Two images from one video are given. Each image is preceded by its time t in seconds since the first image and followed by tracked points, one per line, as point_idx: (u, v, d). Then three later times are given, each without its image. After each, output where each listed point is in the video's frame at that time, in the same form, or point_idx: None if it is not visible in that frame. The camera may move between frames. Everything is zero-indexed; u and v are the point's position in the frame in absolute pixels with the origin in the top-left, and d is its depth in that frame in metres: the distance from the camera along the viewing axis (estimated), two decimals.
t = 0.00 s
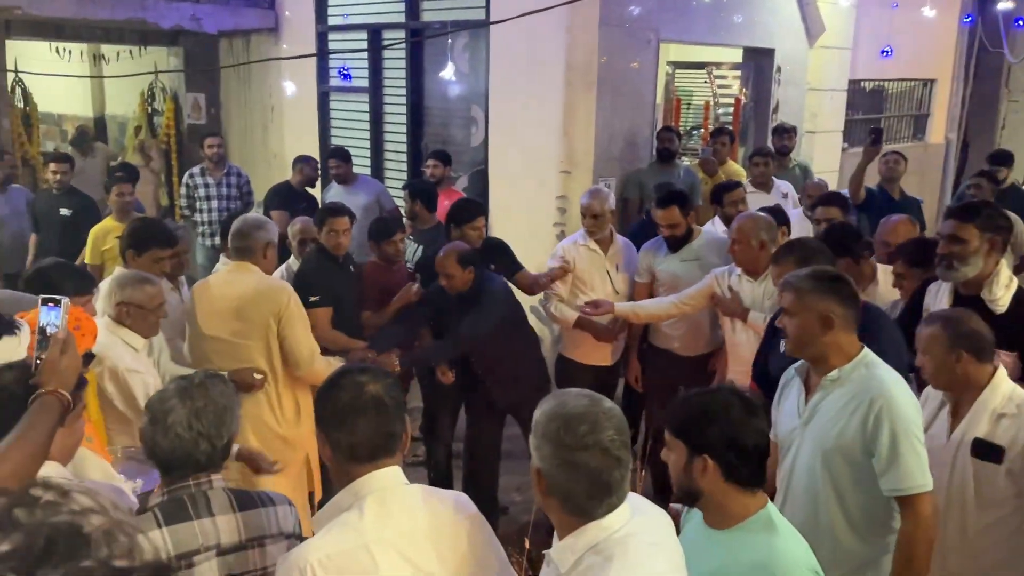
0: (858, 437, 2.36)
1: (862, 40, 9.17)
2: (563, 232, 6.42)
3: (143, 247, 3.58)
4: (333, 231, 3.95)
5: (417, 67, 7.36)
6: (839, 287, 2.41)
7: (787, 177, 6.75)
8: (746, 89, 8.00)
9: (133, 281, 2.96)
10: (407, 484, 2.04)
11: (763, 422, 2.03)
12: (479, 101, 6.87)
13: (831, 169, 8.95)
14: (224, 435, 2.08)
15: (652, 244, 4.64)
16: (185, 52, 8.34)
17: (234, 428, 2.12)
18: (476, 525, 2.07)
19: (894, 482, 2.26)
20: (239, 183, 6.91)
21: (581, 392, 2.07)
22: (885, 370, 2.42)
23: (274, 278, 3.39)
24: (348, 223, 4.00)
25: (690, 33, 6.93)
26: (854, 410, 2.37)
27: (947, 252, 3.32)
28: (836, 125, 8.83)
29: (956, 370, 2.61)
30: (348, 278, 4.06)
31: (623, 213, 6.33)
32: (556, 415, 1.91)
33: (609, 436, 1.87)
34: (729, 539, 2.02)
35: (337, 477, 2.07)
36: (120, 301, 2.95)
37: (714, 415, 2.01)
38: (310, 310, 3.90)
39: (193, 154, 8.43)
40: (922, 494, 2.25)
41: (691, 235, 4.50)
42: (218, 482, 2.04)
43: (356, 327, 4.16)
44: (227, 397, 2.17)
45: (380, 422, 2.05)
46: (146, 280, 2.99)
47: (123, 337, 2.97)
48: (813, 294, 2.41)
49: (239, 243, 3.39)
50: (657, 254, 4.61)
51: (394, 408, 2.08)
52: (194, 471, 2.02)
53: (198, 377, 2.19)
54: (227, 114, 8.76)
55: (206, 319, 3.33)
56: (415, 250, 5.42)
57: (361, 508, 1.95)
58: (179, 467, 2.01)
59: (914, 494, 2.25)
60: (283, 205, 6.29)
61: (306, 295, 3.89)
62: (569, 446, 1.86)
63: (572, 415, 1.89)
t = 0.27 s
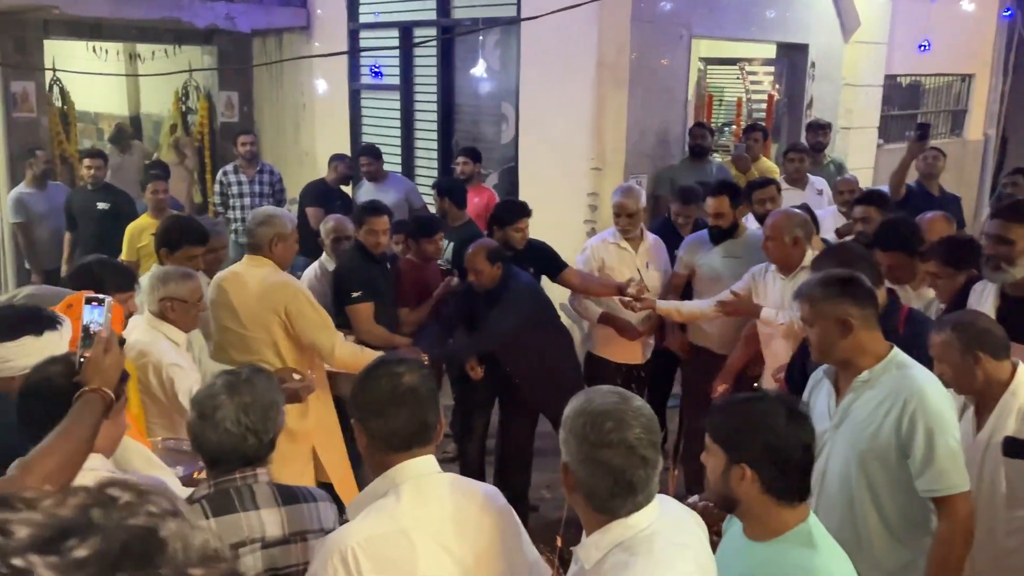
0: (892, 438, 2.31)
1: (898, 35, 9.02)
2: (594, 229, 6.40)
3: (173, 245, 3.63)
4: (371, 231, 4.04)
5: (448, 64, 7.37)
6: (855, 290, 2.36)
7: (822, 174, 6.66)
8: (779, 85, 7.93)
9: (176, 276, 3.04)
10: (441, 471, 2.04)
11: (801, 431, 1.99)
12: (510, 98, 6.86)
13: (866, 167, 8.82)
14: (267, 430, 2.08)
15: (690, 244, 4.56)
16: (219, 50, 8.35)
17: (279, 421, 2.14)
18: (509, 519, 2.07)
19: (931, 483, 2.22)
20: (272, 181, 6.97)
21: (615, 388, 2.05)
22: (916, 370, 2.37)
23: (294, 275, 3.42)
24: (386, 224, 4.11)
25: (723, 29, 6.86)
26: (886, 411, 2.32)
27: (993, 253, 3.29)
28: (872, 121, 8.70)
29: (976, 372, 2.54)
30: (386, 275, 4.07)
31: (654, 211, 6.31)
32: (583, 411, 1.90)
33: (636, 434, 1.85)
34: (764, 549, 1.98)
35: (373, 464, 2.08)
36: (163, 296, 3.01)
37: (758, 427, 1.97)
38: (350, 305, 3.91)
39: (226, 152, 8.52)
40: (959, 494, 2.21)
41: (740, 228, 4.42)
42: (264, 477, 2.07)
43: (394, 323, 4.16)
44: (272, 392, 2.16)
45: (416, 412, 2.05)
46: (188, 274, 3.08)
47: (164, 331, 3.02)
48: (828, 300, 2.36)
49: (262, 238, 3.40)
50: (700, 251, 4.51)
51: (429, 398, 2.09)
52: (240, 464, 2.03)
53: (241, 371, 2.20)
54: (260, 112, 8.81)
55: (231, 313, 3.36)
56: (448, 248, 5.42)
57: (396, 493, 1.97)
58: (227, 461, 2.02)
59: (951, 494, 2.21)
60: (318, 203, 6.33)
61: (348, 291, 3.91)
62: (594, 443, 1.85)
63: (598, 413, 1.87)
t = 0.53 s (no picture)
0: (912, 440, 2.27)
1: (914, 36, 8.96)
2: (608, 229, 6.39)
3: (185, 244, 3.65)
4: (397, 234, 3.97)
5: (462, 63, 7.36)
6: (871, 291, 2.32)
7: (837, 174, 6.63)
8: (794, 87, 7.84)
9: (191, 270, 3.06)
10: (466, 461, 2.07)
11: (823, 431, 1.94)
12: (524, 97, 6.85)
13: (881, 167, 8.78)
14: (291, 429, 2.08)
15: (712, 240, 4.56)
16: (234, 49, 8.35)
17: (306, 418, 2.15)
18: (522, 506, 2.11)
19: (952, 486, 2.18)
20: (286, 179, 6.98)
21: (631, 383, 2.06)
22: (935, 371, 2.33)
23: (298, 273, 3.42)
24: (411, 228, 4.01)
25: (738, 29, 6.83)
26: (906, 412, 2.29)
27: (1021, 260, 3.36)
28: (887, 121, 8.66)
29: (999, 380, 2.45)
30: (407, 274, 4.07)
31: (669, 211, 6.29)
32: (599, 403, 1.90)
33: (650, 426, 1.85)
34: (786, 548, 1.95)
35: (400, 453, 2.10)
36: (181, 290, 3.04)
37: (780, 426, 1.94)
38: (376, 305, 3.92)
39: (240, 151, 8.55)
40: (980, 496, 2.17)
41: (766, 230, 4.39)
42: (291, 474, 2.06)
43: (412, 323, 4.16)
44: (299, 390, 2.17)
45: (442, 404, 2.07)
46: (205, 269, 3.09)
47: (185, 325, 3.03)
48: (845, 301, 2.32)
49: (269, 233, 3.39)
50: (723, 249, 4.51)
51: (455, 390, 2.10)
52: (269, 462, 2.03)
53: (268, 369, 2.21)
54: (273, 111, 8.82)
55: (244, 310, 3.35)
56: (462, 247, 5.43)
57: (423, 479, 1.99)
58: (257, 459, 2.02)
59: (972, 496, 2.17)
60: (332, 201, 6.34)
61: (371, 292, 3.92)
62: (610, 434, 1.85)
63: (613, 406, 1.88)
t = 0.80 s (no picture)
0: (910, 447, 2.28)
1: (913, 42, 8.99)
2: (607, 234, 6.40)
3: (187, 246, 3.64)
4: (402, 238, 3.96)
5: (463, 68, 7.37)
6: (872, 299, 2.33)
7: (835, 180, 6.65)
8: (793, 91, 7.90)
9: (192, 270, 3.08)
10: (470, 460, 2.07)
11: (817, 429, 1.95)
12: (524, 101, 6.86)
13: (879, 173, 8.81)
14: (293, 431, 2.08)
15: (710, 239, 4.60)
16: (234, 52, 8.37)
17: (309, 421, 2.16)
18: (520, 504, 2.10)
19: (951, 493, 2.18)
20: (286, 182, 6.99)
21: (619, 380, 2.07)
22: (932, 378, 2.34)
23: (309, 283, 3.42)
24: (416, 231, 4.00)
25: (738, 34, 6.85)
26: (904, 419, 2.29)
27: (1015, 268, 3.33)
28: (885, 127, 8.69)
29: (1019, 394, 2.34)
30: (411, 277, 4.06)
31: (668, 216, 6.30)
32: (591, 398, 1.90)
33: (642, 420, 1.86)
34: (775, 539, 1.93)
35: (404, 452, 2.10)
36: (185, 290, 3.06)
37: (771, 420, 1.95)
38: (387, 303, 3.94)
39: (240, 153, 8.56)
40: (979, 502, 2.18)
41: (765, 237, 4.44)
42: (293, 476, 2.06)
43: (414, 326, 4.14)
44: (302, 392, 2.17)
45: (445, 404, 2.07)
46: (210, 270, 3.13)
47: (190, 326, 3.05)
48: (845, 305, 2.34)
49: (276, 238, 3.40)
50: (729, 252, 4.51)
51: (459, 388, 2.11)
52: (271, 465, 2.04)
53: (271, 371, 2.21)
54: (273, 115, 8.82)
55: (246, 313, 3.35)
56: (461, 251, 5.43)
57: (429, 474, 1.99)
58: (259, 462, 2.03)
59: (971, 503, 2.18)
60: (332, 205, 6.34)
61: (383, 288, 3.94)
62: (605, 428, 1.85)
63: (606, 399, 1.88)
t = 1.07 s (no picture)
0: (884, 455, 2.29)
1: (895, 53, 9.09)
2: (592, 241, 6.42)
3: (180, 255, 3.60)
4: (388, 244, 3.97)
5: (449, 75, 7.38)
6: (851, 306, 2.35)
7: (819, 188, 6.69)
8: (776, 101, 7.96)
9: (174, 275, 3.09)
10: (456, 463, 2.09)
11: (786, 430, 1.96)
12: (510, 109, 6.87)
13: (862, 182, 8.88)
14: (269, 437, 2.07)
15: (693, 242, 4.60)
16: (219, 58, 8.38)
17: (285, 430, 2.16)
18: (504, 506, 2.10)
19: (924, 499, 2.19)
20: (270, 188, 6.96)
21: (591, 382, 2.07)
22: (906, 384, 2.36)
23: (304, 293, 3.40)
24: (402, 237, 4.00)
25: (722, 44, 6.90)
26: (878, 426, 2.31)
27: (969, 274, 3.30)
28: (868, 136, 8.77)
29: (1005, 401, 2.35)
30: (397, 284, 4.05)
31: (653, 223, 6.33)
32: (565, 397, 1.90)
33: (615, 419, 1.87)
34: (738, 536, 1.93)
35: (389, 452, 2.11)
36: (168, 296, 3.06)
37: (736, 418, 1.96)
38: (370, 303, 3.92)
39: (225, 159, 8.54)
40: (952, 509, 2.19)
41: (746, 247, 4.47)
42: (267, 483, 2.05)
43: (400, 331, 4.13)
44: (280, 400, 2.16)
45: (429, 407, 2.07)
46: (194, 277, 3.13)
47: (174, 331, 3.04)
48: (823, 312, 2.35)
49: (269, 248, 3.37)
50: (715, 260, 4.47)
51: (443, 394, 2.10)
52: (247, 472, 2.02)
53: (249, 377, 2.21)
54: (259, 121, 8.77)
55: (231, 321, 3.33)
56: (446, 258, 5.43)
57: (413, 475, 2.00)
58: (235, 469, 2.02)
59: (944, 510, 2.19)
60: (318, 212, 6.33)
61: (365, 288, 3.93)
62: (579, 427, 1.85)
63: (580, 399, 1.88)
